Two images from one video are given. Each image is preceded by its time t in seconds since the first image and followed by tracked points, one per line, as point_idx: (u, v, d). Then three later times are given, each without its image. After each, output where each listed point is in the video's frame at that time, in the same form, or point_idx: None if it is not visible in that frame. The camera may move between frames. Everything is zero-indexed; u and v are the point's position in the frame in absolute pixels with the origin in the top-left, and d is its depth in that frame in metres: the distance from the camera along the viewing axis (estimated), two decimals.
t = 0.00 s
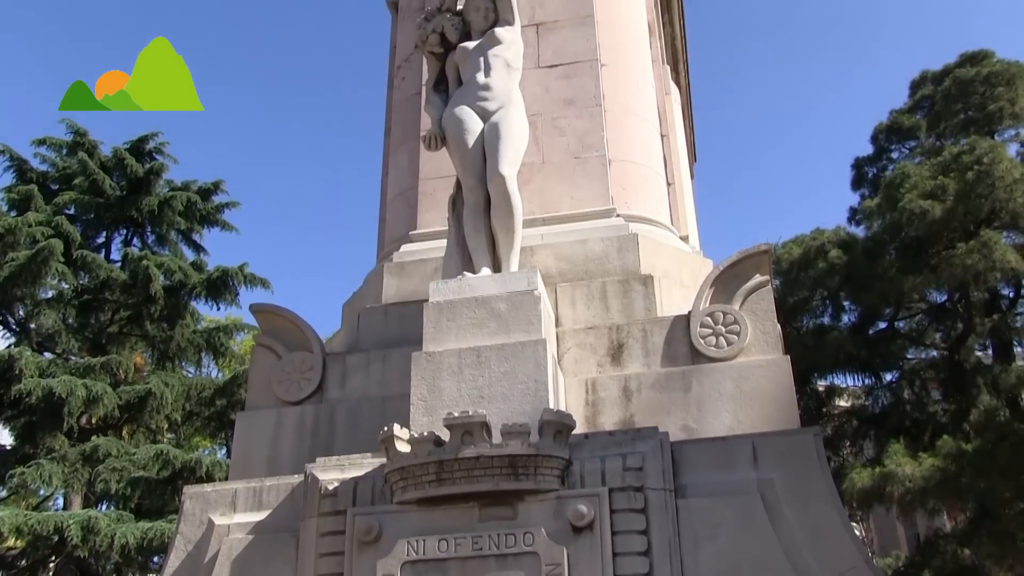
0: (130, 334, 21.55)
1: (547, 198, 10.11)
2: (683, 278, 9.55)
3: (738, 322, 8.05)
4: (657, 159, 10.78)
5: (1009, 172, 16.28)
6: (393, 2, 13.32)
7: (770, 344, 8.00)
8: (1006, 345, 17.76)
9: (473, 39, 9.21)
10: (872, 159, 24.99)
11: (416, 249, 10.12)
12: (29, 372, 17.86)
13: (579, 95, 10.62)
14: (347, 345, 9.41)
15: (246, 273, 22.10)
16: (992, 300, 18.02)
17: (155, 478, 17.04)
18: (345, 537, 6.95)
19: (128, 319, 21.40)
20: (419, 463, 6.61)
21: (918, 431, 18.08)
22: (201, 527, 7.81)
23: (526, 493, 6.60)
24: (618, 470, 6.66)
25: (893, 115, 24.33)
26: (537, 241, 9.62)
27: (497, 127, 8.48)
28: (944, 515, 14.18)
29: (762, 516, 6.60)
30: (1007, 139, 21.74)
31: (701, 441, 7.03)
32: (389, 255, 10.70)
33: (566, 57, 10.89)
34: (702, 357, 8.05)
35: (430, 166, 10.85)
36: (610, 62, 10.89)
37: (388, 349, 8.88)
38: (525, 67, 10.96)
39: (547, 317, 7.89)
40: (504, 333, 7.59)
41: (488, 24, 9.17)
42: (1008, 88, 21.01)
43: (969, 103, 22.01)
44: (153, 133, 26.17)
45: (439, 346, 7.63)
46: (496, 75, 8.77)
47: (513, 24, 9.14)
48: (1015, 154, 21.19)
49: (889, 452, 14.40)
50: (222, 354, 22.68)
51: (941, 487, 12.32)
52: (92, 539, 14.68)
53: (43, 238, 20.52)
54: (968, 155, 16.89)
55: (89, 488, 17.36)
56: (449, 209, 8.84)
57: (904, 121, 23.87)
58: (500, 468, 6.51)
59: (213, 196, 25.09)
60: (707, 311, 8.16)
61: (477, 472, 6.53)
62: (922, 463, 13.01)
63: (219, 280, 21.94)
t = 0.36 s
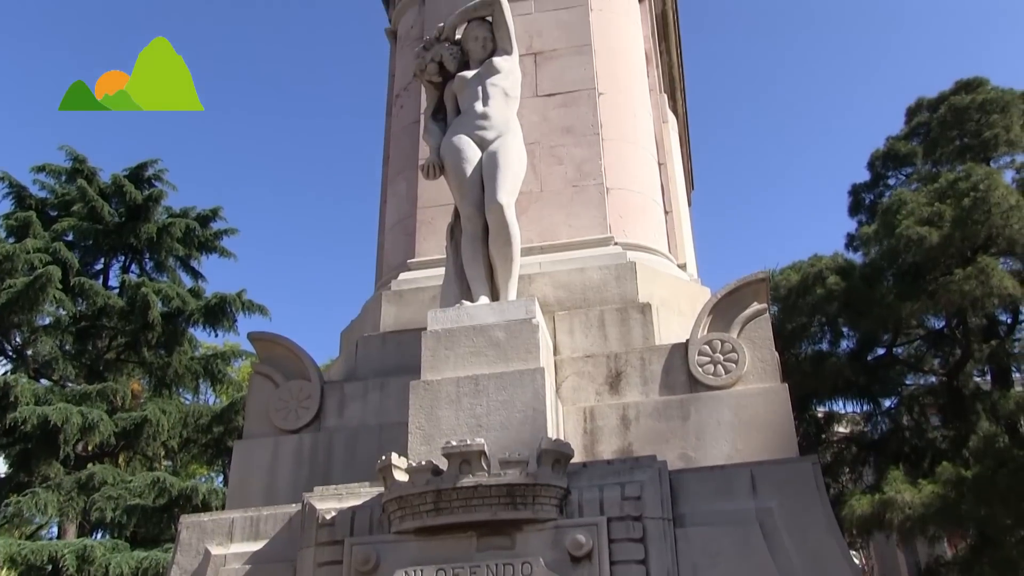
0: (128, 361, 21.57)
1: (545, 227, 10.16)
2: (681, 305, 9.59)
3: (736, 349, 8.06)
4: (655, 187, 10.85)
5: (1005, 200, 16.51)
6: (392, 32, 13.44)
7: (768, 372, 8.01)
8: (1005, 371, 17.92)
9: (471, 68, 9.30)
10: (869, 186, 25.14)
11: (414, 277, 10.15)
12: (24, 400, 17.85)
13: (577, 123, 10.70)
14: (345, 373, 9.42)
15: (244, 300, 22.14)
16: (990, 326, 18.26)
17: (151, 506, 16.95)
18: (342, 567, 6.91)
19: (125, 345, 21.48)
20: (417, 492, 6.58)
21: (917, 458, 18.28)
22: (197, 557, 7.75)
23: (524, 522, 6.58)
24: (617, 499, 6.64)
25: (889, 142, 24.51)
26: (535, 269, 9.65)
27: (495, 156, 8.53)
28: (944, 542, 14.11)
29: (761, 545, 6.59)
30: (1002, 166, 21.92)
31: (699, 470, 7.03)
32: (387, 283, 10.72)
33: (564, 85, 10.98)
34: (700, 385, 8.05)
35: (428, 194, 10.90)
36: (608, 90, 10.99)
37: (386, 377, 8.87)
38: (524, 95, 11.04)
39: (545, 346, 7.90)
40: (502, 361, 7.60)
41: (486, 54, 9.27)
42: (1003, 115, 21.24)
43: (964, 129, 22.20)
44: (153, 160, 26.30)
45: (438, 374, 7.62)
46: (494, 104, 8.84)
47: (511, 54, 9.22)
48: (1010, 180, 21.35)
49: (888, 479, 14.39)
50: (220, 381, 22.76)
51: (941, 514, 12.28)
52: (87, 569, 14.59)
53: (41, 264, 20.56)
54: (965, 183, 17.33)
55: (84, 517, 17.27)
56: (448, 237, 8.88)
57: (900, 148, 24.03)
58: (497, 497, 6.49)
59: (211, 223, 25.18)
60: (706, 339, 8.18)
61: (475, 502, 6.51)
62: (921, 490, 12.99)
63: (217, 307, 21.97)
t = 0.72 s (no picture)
0: (124, 389, 21.55)
1: (543, 257, 10.20)
2: (678, 336, 9.61)
3: (734, 380, 8.07)
4: (652, 217, 10.91)
5: (1001, 228, 16.75)
6: (390, 62, 13.56)
7: (766, 402, 8.02)
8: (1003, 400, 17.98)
9: (469, 99, 9.40)
10: (866, 215, 25.29)
11: (411, 307, 10.18)
12: (18, 429, 17.87)
13: (575, 154, 10.78)
14: (343, 403, 9.43)
15: (242, 328, 22.19)
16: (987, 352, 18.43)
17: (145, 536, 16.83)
18: None
19: (122, 374, 21.50)
20: (414, 524, 6.55)
21: (915, 486, 18.30)
22: None
23: (522, 554, 6.54)
24: (614, 530, 6.63)
25: (886, 171, 24.66)
26: (533, 300, 9.68)
27: (493, 187, 8.59)
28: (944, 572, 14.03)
29: None
30: (997, 194, 22.08)
31: (697, 501, 7.02)
32: (385, 313, 10.74)
33: (562, 116, 11.07)
34: (697, 416, 8.06)
35: (426, 224, 10.95)
36: (605, 121, 11.09)
37: (383, 408, 8.86)
38: (522, 126, 11.13)
39: (543, 377, 7.91)
40: (499, 392, 7.60)
41: (484, 85, 9.37)
42: (997, 144, 21.44)
43: (959, 158, 22.38)
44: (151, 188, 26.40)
45: (435, 405, 7.63)
46: (492, 134, 8.91)
47: (509, 85, 9.32)
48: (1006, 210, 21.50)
49: (887, 508, 14.35)
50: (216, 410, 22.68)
51: (940, 544, 12.23)
52: None
53: (38, 291, 20.57)
54: (962, 211, 17.50)
55: (78, 548, 17.14)
56: (446, 267, 8.91)
57: (896, 177, 24.17)
58: (495, 529, 6.45)
59: (209, 251, 25.23)
60: (703, 370, 8.19)
61: (472, 533, 6.46)
62: (920, 519, 12.99)
63: (215, 335, 22.02)
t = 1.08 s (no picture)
0: (121, 419, 21.53)
1: (540, 287, 10.23)
2: (675, 366, 9.62)
3: (731, 412, 8.07)
4: (649, 248, 10.96)
5: (997, 257, 16.74)
6: (389, 93, 13.68)
7: (763, 433, 8.02)
8: (1002, 429, 17.95)
9: (467, 130, 9.48)
10: (863, 244, 25.41)
11: (409, 337, 10.19)
12: (13, 458, 17.87)
13: (572, 185, 10.85)
14: (340, 434, 9.41)
15: (239, 357, 22.19)
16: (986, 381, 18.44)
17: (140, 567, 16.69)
18: None
19: (118, 403, 21.46)
20: (412, 556, 6.52)
21: (915, 516, 18.24)
22: None
23: None
24: (612, 562, 6.62)
25: (882, 201, 24.79)
26: (531, 330, 9.70)
27: (491, 218, 8.63)
28: None
29: None
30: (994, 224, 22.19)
31: (696, 533, 7.00)
32: (382, 344, 10.76)
33: (559, 147, 11.15)
34: (695, 447, 8.05)
35: (424, 255, 11.00)
36: (602, 152, 11.17)
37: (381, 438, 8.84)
38: (519, 157, 11.21)
39: (541, 409, 7.90)
40: (497, 424, 7.59)
41: (482, 116, 9.45)
42: (993, 173, 21.60)
43: (955, 187, 22.52)
44: (150, 217, 26.50)
45: (433, 436, 7.62)
46: (490, 166, 8.97)
47: (507, 116, 9.40)
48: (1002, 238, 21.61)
49: (887, 539, 14.27)
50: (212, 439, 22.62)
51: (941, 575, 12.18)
52: None
53: (35, 320, 20.58)
54: (958, 241, 17.58)
55: None
56: (443, 298, 8.92)
57: (893, 206, 24.29)
58: (493, 560, 6.42)
59: (207, 280, 25.26)
60: (701, 401, 8.20)
61: (470, 565, 6.43)
62: (919, 550, 12.98)
63: (211, 364, 22.04)
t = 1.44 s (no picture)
0: (118, 447, 21.44)
1: (539, 316, 10.25)
2: (674, 395, 9.61)
3: (730, 441, 8.06)
4: (647, 276, 10.99)
5: (995, 285, 17.11)
6: (387, 122, 13.77)
7: (762, 463, 8.00)
8: (1003, 457, 17.93)
9: (466, 160, 9.54)
10: (861, 271, 25.46)
11: (407, 366, 10.19)
12: (9, 487, 17.78)
13: (570, 214, 10.90)
14: (338, 464, 9.40)
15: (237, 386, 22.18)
16: (987, 408, 18.44)
17: None
18: None
19: (115, 432, 21.41)
20: None
21: (916, 546, 18.13)
22: None
23: None
24: None
25: (880, 228, 24.89)
26: (529, 360, 9.70)
27: (489, 247, 8.67)
28: None
29: None
30: (992, 251, 22.28)
31: (694, 564, 6.96)
32: (381, 373, 10.75)
33: (558, 176, 11.22)
34: (694, 477, 8.03)
35: (422, 284, 11.02)
36: (600, 181, 11.23)
37: (379, 468, 8.82)
38: (517, 186, 11.27)
39: (539, 438, 7.89)
40: (496, 453, 7.58)
41: (480, 145, 9.52)
42: (991, 201, 21.74)
43: (953, 215, 22.61)
44: (148, 245, 26.55)
45: (431, 466, 7.62)
46: (489, 195, 9.01)
47: (505, 146, 9.46)
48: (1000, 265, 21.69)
49: (888, 568, 14.17)
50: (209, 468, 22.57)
51: None
52: None
53: (33, 348, 20.54)
54: (956, 268, 17.80)
55: None
56: (442, 327, 8.95)
57: (891, 234, 24.39)
58: None
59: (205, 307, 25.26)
60: (699, 430, 8.18)
61: None
62: None
63: (209, 394, 22.05)
